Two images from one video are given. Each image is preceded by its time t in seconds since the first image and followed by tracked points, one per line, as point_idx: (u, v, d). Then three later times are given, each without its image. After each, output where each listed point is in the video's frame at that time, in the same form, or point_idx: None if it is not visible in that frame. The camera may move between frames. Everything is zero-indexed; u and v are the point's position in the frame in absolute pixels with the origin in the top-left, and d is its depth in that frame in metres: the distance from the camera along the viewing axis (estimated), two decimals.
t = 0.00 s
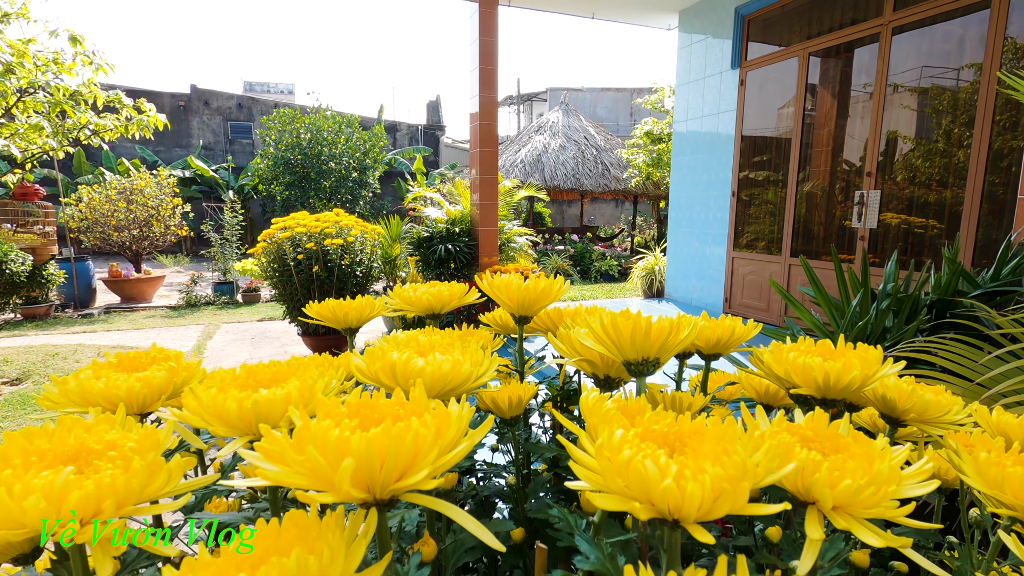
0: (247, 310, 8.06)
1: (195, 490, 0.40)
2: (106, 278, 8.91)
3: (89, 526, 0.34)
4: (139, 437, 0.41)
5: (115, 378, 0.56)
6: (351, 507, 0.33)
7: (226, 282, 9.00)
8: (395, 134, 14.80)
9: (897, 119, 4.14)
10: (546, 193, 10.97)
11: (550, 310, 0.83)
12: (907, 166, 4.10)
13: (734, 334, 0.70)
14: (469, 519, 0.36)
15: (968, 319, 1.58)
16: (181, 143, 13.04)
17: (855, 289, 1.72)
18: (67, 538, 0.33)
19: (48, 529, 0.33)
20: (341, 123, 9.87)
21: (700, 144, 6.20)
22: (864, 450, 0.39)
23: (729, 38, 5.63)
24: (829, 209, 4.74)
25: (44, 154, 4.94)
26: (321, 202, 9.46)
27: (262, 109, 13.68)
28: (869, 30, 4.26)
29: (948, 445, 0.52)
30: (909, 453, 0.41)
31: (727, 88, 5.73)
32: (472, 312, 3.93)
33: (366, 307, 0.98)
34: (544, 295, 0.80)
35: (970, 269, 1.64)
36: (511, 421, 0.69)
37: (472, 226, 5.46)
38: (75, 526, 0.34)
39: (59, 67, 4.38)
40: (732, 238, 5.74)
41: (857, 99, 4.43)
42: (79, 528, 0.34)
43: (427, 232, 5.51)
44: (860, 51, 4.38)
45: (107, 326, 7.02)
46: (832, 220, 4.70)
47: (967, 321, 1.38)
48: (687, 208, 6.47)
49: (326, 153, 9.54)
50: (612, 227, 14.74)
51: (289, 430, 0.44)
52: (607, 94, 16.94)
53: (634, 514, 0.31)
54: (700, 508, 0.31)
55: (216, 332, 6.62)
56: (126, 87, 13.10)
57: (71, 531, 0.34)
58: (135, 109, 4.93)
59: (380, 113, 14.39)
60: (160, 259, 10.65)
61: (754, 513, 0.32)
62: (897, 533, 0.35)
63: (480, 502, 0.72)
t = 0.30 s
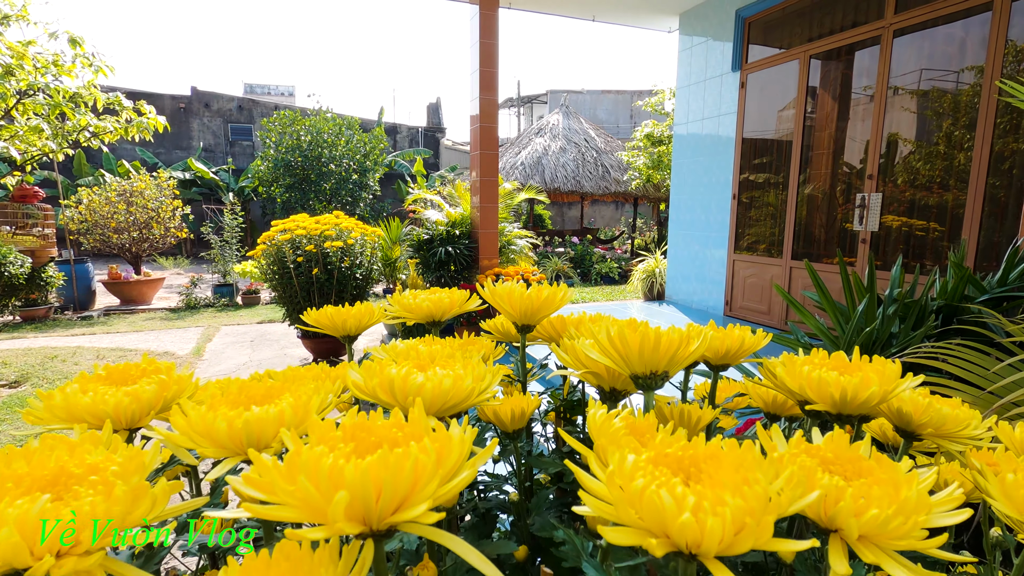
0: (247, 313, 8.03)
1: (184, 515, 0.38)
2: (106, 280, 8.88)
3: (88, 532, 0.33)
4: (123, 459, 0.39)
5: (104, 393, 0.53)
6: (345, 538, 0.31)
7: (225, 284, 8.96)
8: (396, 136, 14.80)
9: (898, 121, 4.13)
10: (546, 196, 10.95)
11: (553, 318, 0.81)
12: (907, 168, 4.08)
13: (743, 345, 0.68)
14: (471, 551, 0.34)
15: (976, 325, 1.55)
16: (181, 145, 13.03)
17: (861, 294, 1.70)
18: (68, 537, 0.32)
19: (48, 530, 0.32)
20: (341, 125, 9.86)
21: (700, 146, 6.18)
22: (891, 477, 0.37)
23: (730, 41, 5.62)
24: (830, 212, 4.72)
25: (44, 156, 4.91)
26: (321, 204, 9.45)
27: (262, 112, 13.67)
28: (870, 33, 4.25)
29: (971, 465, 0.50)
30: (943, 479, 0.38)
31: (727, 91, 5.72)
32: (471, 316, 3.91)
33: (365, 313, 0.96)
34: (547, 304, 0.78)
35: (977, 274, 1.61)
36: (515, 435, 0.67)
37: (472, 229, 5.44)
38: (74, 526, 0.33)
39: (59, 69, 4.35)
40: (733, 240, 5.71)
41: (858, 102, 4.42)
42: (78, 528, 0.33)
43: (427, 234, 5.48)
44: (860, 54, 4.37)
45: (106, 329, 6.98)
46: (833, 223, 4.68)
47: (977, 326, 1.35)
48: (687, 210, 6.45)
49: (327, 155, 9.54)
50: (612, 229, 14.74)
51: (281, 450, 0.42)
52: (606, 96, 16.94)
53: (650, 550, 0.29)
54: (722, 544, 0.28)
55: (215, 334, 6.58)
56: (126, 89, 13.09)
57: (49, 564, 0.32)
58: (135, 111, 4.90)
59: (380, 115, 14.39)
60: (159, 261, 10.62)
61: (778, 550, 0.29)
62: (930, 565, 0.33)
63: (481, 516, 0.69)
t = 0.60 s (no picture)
0: (247, 314, 8.01)
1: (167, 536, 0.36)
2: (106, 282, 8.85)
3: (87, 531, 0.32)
4: (105, 476, 0.38)
5: (93, 402, 0.52)
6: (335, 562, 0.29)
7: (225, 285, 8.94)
8: (396, 138, 14.79)
9: (898, 123, 4.11)
10: (546, 197, 10.94)
11: (556, 323, 0.79)
12: (907, 169, 4.06)
13: (752, 351, 0.66)
14: None
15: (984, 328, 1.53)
16: (181, 146, 13.02)
17: (866, 298, 1.68)
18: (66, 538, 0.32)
19: (47, 531, 0.32)
20: (342, 127, 9.86)
21: (701, 148, 6.17)
22: (916, 497, 0.35)
23: (731, 42, 5.61)
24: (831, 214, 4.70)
25: (43, 158, 4.88)
26: (321, 205, 9.44)
27: (262, 113, 13.65)
28: (871, 35, 4.23)
29: (994, 480, 0.48)
30: (965, 497, 0.36)
31: (728, 92, 5.70)
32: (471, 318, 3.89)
33: (363, 318, 0.94)
34: (551, 308, 0.76)
35: (984, 278, 1.59)
36: (517, 444, 0.65)
37: (472, 230, 5.42)
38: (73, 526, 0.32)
39: (59, 70, 4.31)
40: (734, 242, 5.69)
41: (858, 104, 4.41)
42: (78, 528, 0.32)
43: (427, 236, 5.46)
44: (861, 56, 4.36)
45: (105, 330, 6.96)
46: (834, 224, 4.66)
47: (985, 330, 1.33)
48: (688, 212, 6.43)
49: (327, 157, 9.54)
50: (612, 230, 14.74)
51: (271, 465, 0.40)
52: (607, 98, 16.95)
53: None
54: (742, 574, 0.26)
55: (215, 336, 6.56)
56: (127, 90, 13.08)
57: None
58: (135, 112, 4.87)
59: (380, 116, 14.40)
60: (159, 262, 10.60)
61: None
62: None
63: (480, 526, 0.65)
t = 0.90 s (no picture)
0: (247, 316, 8.01)
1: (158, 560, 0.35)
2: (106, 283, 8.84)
3: (85, 536, 0.32)
4: (94, 498, 0.36)
5: (85, 415, 0.50)
6: None
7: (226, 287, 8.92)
8: (396, 139, 14.78)
9: (900, 125, 4.09)
10: (547, 199, 10.92)
11: (561, 331, 0.77)
12: (908, 171, 4.05)
13: (763, 361, 0.64)
14: None
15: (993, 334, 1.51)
16: (182, 148, 13.03)
17: (872, 303, 1.66)
18: (68, 537, 0.32)
19: (47, 530, 0.33)
20: (342, 128, 9.85)
21: (702, 150, 6.15)
22: (944, 521, 0.33)
23: (732, 44, 5.60)
24: (832, 216, 4.68)
25: (44, 160, 4.86)
26: (321, 207, 9.43)
27: (264, 114, 13.65)
28: (873, 37, 4.22)
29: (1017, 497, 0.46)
30: (997, 522, 0.34)
31: (729, 95, 5.69)
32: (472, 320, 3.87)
33: (363, 324, 0.92)
34: (555, 316, 0.74)
35: (993, 283, 1.58)
36: (522, 456, 0.63)
37: (473, 232, 5.40)
38: (74, 526, 0.33)
39: (60, 72, 4.29)
40: (735, 244, 5.68)
41: (860, 106, 4.40)
42: (79, 528, 0.33)
43: (428, 238, 5.44)
44: (863, 57, 4.34)
45: (106, 332, 6.96)
46: (836, 227, 4.64)
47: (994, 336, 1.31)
48: (689, 214, 6.41)
49: (328, 158, 9.53)
50: (613, 232, 14.73)
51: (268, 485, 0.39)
52: (608, 100, 16.94)
53: None
54: None
55: (215, 337, 6.55)
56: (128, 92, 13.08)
57: None
58: (136, 114, 4.85)
59: (381, 118, 14.41)
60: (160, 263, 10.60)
61: None
62: None
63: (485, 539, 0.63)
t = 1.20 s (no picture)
0: (247, 317, 8.00)
1: None
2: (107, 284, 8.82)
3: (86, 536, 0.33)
4: (94, 518, 0.35)
5: (85, 428, 0.49)
6: None
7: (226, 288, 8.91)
8: (397, 141, 14.78)
9: (902, 127, 4.08)
10: (548, 201, 10.91)
11: (568, 339, 0.76)
12: (909, 173, 4.04)
13: (774, 371, 0.63)
14: None
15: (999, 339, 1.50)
16: (183, 149, 13.03)
17: (878, 307, 1.65)
18: (66, 537, 0.34)
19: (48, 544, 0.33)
20: (343, 130, 9.85)
21: (704, 152, 6.14)
22: (973, 547, 0.32)
23: (734, 46, 5.59)
24: (834, 218, 4.67)
25: (44, 161, 4.84)
26: (322, 208, 9.42)
27: (264, 116, 13.65)
28: (875, 39, 4.20)
29: None
30: None
31: (731, 96, 5.68)
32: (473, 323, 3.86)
33: (366, 331, 0.91)
34: (561, 324, 0.73)
35: (999, 287, 1.57)
36: (529, 468, 0.62)
37: (474, 234, 5.38)
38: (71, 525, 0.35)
39: (61, 73, 4.27)
40: (737, 246, 5.66)
41: (861, 108, 4.39)
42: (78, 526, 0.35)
43: (428, 240, 5.43)
44: (865, 59, 4.33)
45: (106, 333, 6.94)
46: (837, 229, 4.62)
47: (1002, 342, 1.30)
48: (690, 216, 6.40)
49: (328, 160, 9.53)
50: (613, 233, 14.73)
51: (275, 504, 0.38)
52: (608, 101, 16.95)
53: None
54: None
55: (216, 339, 6.54)
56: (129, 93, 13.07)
57: None
58: (137, 115, 4.84)
59: (381, 120, 14.41)
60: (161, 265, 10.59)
61: None
62: None
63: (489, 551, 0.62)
